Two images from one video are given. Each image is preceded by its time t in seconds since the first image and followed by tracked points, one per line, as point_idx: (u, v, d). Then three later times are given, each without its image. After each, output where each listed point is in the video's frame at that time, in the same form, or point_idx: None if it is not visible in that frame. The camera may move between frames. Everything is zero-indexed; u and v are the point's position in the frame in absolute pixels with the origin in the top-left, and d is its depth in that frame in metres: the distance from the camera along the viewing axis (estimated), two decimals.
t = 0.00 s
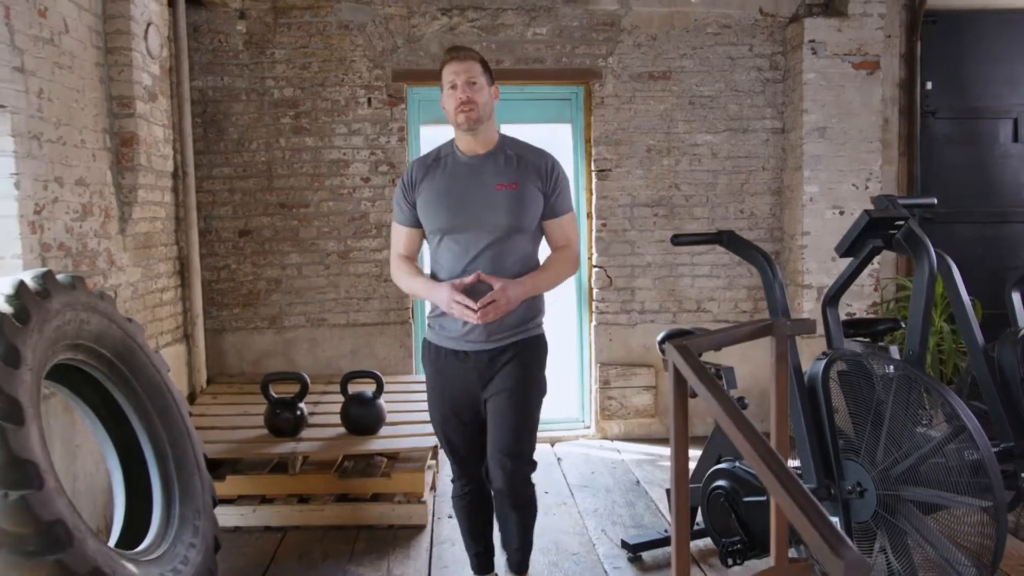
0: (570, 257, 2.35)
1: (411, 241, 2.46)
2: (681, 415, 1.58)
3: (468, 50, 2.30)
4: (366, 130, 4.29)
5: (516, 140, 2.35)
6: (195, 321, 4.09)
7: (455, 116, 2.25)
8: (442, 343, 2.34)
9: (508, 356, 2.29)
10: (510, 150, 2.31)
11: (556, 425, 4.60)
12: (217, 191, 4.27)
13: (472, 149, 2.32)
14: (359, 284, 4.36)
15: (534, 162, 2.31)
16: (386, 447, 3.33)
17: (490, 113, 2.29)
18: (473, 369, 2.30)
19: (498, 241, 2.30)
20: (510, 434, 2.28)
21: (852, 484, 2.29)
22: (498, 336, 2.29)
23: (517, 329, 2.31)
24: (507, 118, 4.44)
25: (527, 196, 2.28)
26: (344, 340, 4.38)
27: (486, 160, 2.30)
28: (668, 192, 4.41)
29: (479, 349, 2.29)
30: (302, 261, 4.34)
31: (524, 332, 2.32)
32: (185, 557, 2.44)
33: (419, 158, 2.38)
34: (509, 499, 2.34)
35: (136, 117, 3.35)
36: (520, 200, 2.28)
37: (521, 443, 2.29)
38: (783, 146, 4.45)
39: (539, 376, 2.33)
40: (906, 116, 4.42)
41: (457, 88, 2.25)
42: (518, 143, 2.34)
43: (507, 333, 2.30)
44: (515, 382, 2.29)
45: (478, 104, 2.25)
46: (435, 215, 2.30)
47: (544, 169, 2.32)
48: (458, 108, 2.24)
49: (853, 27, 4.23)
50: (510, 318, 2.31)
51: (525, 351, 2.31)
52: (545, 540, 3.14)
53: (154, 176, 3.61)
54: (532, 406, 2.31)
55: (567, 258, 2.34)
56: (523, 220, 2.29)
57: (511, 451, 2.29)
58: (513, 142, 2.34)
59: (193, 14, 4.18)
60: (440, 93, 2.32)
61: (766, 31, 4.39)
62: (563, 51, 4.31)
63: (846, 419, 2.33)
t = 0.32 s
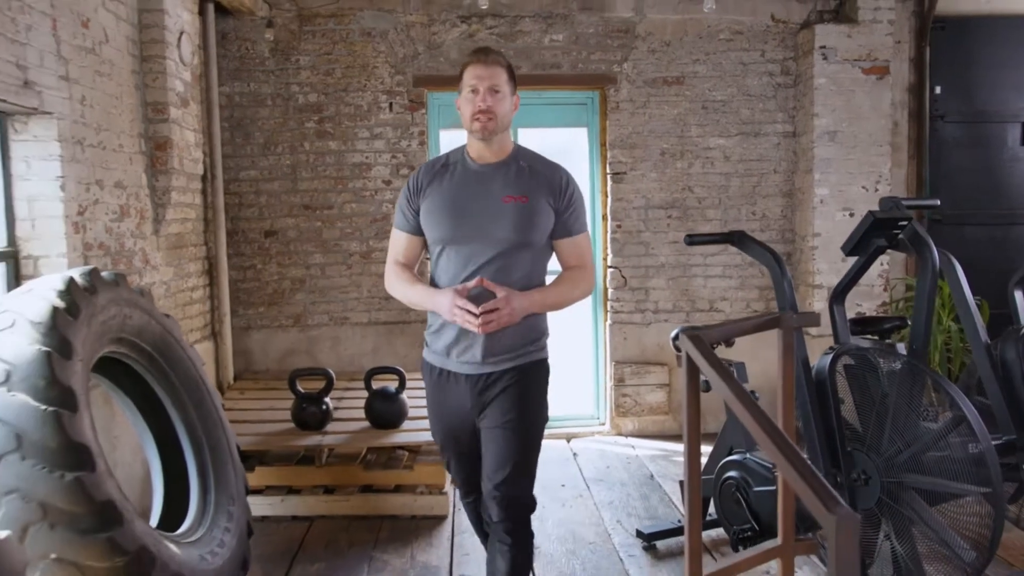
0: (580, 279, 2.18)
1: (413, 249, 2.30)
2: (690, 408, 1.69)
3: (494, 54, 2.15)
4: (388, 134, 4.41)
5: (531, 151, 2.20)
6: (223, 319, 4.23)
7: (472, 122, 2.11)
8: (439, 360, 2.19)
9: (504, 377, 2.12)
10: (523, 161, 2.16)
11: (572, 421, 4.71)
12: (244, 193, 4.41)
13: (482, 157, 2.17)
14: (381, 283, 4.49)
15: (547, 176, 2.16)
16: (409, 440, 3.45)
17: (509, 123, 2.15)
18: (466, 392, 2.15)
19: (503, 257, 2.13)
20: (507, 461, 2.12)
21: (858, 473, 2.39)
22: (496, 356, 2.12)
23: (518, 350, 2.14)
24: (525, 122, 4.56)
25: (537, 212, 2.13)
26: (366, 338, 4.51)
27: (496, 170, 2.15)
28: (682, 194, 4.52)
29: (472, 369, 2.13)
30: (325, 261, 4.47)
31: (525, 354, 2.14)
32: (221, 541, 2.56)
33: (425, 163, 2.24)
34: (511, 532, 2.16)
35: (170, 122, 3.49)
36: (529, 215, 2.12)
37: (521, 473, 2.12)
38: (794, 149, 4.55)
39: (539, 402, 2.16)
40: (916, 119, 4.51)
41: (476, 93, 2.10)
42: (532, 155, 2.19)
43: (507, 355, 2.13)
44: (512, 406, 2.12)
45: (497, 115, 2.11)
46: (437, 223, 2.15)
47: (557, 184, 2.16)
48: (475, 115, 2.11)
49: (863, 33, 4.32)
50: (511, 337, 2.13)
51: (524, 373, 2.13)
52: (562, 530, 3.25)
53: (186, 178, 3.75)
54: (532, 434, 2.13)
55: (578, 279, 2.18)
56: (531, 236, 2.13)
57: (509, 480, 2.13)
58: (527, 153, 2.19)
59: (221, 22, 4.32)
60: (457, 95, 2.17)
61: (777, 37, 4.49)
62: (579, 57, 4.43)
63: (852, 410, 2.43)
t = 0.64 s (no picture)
0: (589, 274, 1.89)
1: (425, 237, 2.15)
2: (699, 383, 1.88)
3: (512, 36, 1.97)
4: (408, 137, 4.58)
5: (548, 138, 2.00)
6: (250, 314, 4.41)
7: (480, 106, 1.93)
8: (440, 358, 1.98)
9: (513, 380, 1.91)
10: (533, 146, 1.96)
11: (586, 416, 4.85)
12: (270, 194, 4.59)
13: (493, 143, 1.99)
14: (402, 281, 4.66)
15: (557, 163, 1.94)
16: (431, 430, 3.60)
17: (521, 110, 1.96)
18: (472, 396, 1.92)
19: (502, 247, 1.92)
20: (522, 475, 1.93)
21: (856, 456, 2.54)
22: (496, 353, 1.91)
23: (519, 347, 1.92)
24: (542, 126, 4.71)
25: (542, 200, 1.91)
26: (387, 334, 4.68)
27: (503, 155, 1.96)
28: (693, 196, 4.67)
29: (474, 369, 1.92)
30: (348, 260, 4.64)
31: (528, 353, 1.93)
32: (256, 521, 2.73)
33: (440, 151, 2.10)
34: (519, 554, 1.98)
35: (204, 127, 3.68)
36: (533, 203, 1.91)
37: (537, 488, 1.94)
38: (801, 152, 4.69)
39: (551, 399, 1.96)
40: (921, 123, 4.64)
41: (487, 77, 1.92)
42: (547, 142, 1.98)
43: (508, 353, 1.91)
44: (527, 413, 1.92)
45: (509, 102, 1.92)
46: (439, 210, 1.99)
47: (569, 171, 1.94)
48: (484, 100, 1.92)
49: (869, 39, 4.46)
50: (512, 332, 1.93)
51: (535, 375, 1.93)
52: (577, 515, 3.41)
53: (218, 180, 3.93)
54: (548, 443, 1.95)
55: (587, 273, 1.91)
56: (534, 225, 1.91)
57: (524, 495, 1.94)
58: (540, 139, 1.98)
59: (249, 30, 4.49)
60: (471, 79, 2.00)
61: (786, 43, 4.63)
62: (593, 63, 4.58)
63: (851, 399, 2.57)
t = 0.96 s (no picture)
0: (586, 285, 1.92)
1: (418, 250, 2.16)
2: (694, 374, 2.04)
3: (490, 46, 1.96)
4: (421, 140, 4.73)
5: (539, 146, 2.01)
6: (268, 312, 4.56)
7: (463, 122, 1.95)
8: (439, 371, 2.00)
9: (514, 390, 1.96)
10: (526, 156, 1.97)
11: (594, 411, 4.99)
12: (288, 196, 4.74)
13: (484, 154, 1.99)
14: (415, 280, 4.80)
15: (550, 172, 1.95)
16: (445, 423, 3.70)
17: (506, 119, 1.96)
18: (471, 407, 1.96)
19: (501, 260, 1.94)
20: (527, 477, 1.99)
21: (849, 447, 2.64)
22: (499, 366, 1.95)
23: (521, 358, 1.96)
24: (551, 130, 4.84)
25: (538, 211, 1.93)
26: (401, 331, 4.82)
27: (497, 166, 1.96)
28: (698, 198, 4.79)
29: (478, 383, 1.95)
30: (363, 259, 4.79)
31: (529, 364, 1.97)
32: (279, 508, 2.87)
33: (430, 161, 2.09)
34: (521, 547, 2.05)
35: (225, 131, 3.83)
36: (528, 214, 1.92)
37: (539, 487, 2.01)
38: (804, 154, 4.81)
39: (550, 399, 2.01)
40: (920, 126, 4.75)
41: (467, 91, 1.93)
42: (539, 150, 2.00)
43: (510, 365, 1.95)
44: (528, 419, 1.97)
45: (491, 112, 1.93)
46: (434, 223, 1.99)
47: (562, 181, 1.95)
48: (466, 114, 1.94)
49: (869, 45, 4.58)
50: (512, 344, 1.96)
51: (535, 383, 1.97)
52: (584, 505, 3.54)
53: (239, 182, 4.08)
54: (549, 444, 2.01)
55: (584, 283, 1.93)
56: (531, 237, 1.93)
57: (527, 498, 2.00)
58: (531, 148, 1.99)
59: (268, 37, 4.64)
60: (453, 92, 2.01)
61: (789, 48, 4.75)
62: (601, 68, 4.71)
63: (845, 393, 2.67)
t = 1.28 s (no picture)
0: (569, 285, 1.96)
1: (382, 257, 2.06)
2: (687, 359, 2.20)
3: (454, 39, 1.89)
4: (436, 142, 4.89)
5: (509, 142, 1.96)
6: (289, 308, 4.73)
7: (434, 121, 1.87)
8: (418, 384, 1.95)
9: (499, 399, 1.93)
10: (502, 153, 1.92)
11: (603, 405, 5.15)
12: (307, 196, 4.91)
13: (456, 153, 1.91)
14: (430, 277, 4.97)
15: (528, 169, 1.92)
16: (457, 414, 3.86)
17: (477, 114, 1.90)
18: (454, 425, 1.94)
19: (487, 265, 1.89)
20: (517, 491, 1.98)
21: (841, 433, 2.75)
22: (487, 370, 1.92)
23: (509, 358, 1.94)
24: (561, 132, 4.99)
25: (522, 210, 1.89)
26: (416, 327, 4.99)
27: (473, 166, 1.90)
28: (704, 197, 4.93)
29: (467, 389, 1.92)
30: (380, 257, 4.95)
31: (514, 364, 1.95)
32: (301, 490, 3.04)
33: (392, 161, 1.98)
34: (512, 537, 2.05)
35: (249, 134, 4.00)
36: (513, 215, 1.88)
37: (534, 501, 1.99)
38: (808, 155, 4.93)
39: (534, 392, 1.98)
40: (922, 127, 4.88)
41: (438, 89, 1.85)
42: (511, 146, 1.95)
43: (501, 368, 1.93)
44: (515, 432, 1.95)
45: (464, 109, 1.86)
46: (409, 228, 1.90)
47: (542, 179, 1.92)
48: (439, 113, 1.86)
49: (872, 49, 4.71)
50: (499, 346, 1.92)
51: (521, 390, 1.95)
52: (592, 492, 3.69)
53: (262, 183, 4.26)
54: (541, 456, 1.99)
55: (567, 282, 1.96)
56: (516, 237, 1.89)
57: (519, 512, 1.99)
58: (504, 145, 1.94)
59: (288, 43, 4.81)
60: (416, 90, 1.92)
61: (793, 52, 4.88)
62: (610, 72, 4.87)
63: (838, 382, 2.79)
